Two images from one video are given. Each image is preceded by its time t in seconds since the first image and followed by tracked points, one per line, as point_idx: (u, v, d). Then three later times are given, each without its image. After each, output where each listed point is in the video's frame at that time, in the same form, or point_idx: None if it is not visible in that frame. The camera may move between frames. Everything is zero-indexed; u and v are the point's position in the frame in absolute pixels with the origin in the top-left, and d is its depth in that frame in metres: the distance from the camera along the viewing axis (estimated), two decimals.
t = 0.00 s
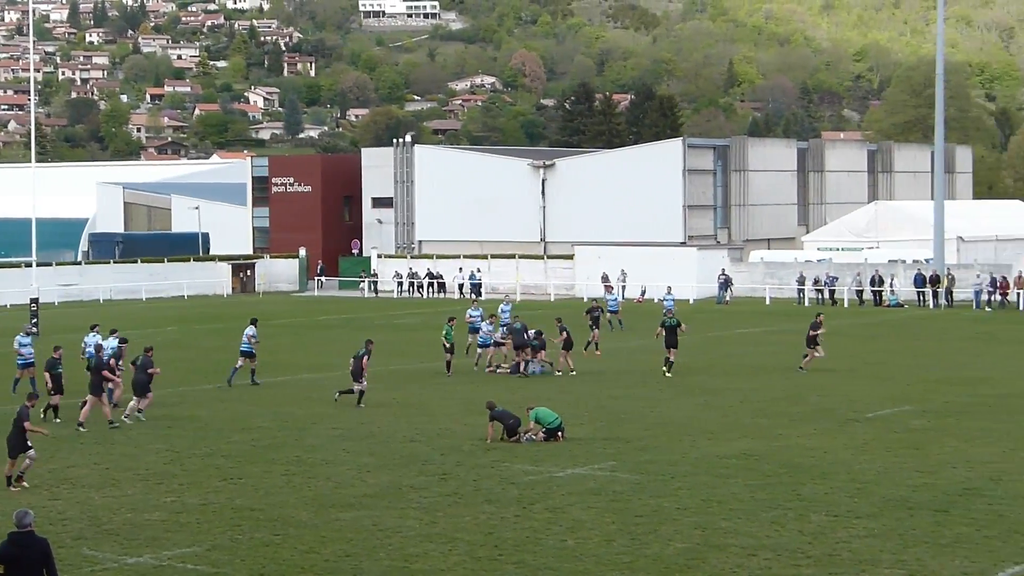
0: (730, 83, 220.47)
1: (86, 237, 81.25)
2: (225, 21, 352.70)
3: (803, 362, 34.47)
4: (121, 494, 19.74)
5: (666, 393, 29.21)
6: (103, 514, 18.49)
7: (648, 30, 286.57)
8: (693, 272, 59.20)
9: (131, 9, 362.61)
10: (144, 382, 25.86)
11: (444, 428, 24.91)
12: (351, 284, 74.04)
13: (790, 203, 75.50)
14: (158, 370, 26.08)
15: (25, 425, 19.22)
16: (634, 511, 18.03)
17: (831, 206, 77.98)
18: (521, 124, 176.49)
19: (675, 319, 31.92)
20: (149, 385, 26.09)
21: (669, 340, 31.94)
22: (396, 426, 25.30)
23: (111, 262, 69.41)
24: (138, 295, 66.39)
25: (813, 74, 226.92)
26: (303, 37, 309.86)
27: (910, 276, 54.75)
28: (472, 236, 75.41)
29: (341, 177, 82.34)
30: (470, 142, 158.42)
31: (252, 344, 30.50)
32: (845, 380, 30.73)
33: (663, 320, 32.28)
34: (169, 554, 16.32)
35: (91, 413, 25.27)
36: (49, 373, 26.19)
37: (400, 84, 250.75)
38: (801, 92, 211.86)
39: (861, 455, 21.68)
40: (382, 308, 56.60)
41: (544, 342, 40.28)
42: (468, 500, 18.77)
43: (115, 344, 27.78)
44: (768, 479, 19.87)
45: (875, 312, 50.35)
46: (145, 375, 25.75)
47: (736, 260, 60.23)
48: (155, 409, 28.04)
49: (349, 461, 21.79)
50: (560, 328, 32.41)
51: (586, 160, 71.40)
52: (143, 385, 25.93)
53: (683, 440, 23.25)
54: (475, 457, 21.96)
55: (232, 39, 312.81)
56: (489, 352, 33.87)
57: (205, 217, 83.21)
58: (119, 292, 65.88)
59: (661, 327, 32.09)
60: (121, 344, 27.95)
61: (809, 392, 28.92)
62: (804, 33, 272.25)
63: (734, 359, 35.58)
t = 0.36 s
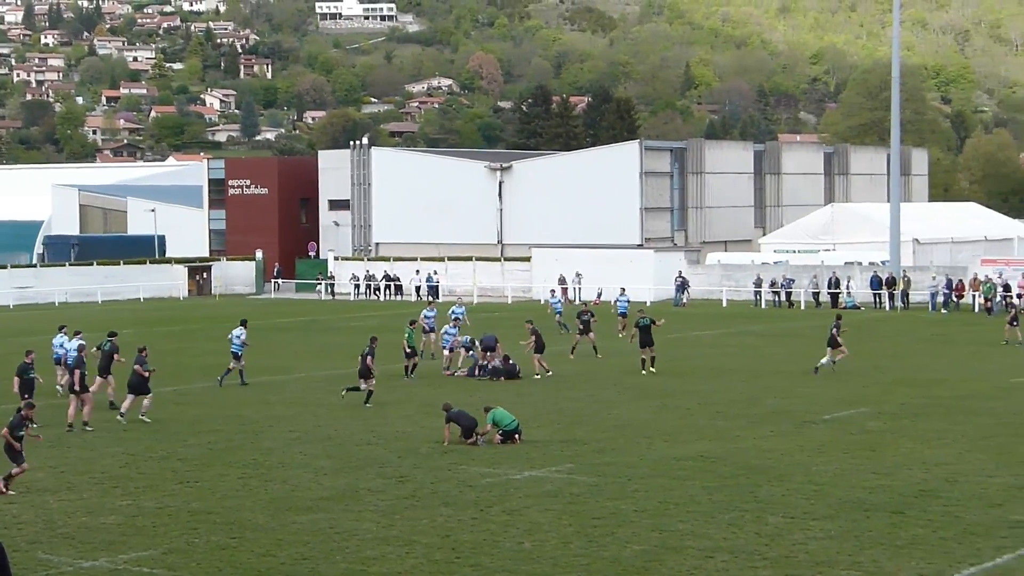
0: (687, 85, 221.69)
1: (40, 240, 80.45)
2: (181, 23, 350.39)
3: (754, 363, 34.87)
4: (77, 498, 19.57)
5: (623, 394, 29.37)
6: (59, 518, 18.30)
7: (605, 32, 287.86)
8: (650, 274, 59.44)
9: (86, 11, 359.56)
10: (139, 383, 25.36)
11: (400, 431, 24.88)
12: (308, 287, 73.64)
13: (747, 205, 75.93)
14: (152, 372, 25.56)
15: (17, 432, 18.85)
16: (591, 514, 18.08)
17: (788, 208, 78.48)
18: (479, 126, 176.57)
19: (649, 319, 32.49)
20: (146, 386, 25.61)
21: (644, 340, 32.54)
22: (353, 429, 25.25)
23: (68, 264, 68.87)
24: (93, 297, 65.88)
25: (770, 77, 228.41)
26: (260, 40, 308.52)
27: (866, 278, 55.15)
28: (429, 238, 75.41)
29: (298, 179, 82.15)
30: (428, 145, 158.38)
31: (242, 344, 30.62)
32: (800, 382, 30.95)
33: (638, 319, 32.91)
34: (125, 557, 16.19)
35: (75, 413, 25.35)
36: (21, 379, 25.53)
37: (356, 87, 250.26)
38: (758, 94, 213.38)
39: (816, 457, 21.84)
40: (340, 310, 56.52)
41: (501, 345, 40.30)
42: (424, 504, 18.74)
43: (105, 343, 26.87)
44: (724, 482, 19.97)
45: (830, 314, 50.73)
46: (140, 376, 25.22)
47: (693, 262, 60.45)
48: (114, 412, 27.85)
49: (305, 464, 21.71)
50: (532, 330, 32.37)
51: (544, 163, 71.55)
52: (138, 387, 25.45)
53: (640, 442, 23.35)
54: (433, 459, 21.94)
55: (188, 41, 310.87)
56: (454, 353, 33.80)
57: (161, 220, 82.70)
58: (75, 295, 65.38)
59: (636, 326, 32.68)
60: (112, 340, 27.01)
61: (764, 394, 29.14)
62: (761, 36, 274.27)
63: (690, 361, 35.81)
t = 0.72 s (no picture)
0: (657, 88, 222.60)
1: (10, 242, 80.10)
2: (151, 25, 348.90)
3: (725, 367, 35.00)
4: (46, 500, 19.44)
5: (593, 397, 29.43)
6: (28, 520, 18.18)
7: (576, 35, 288.90)
8: (620, 278, 59.48)
9: (55, 13, 357.52)
10: (152, 381, 25.75)
11: (369, 433, 24.85)
12: (277, 289, 73.43)
13: (716, 209, 76.11)
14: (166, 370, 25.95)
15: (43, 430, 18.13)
16: (561, 516, 18.13)
17: (758, 212, 78.67)
18: (449, 129, 176.60)
19: (632, 321, 33.08)
20: (157, 386, 26.05)
21: (627, 342, 33.11)
22: (323, 431, 25.20)
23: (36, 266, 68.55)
24: (63, 299, 65.72)
25: (740, 80, 229.49)
26: (230, 42, 307.62)
27: (836, 282, 55.42)
28: (400, 241, 75.37)
29: (268, 181, 81.95)
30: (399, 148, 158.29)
31: (245, 345, 30.93)
32: (768, 386, 31.11)
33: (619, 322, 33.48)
34: (95, 559, 16.10)
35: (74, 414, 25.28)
36: (13, 378, 24.87)
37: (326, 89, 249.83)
38: (727, 97, 214.47)
39: (785, 460, 21.96)
40: (310, 312, 56.48)
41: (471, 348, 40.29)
42: (393, 506, 18.75)
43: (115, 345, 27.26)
44: (693, 485, 20.04)
45: (799, 317, 50.95)
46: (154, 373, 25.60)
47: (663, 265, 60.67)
48: (84, 414, 27.64)
49: (275, 466, 21.66)
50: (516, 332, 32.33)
51: (513, 165, 71.61)
52: (152, 385, 25.88)
53: (609, 444, 23.43)
54: (402, 462, 21.91)
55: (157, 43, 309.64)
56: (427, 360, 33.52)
57: (131, 222, 82.38)
58: (44, 296, 65.12)
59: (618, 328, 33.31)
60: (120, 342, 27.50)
61: (733, 397, 29.27)
62: (731, 39, 275.76)
63: (660, 363, 35.97)
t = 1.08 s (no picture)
0: (639, 92, 223.11)
1: None
2: (134, 28, 348.16)
3: (708, 370, 35.05)
4: (28, 502, 19.42)
5: (575, 400, 29.46)
6: (8, 522, 18.16)
7: (558, 39, 289.44)
8: (602, 280, 59.67)
9: (38, 16, 356.35)
10: (176, 383, 26.10)
11: (351, 435, 24.83)
12: (259, 292, 73.26)
13: (698, 212, 76.19)
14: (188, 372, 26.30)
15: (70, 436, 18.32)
16: (542, 519, 18.16)
17: (740, 214, 78.76)
18: (431, 132, 176.65)
19: (616, 321, 33.58)
20: (181, 387, 26.33)
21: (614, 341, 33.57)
22: (305, 434, 25.19)
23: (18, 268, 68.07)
24: (45, 301, 65.34)
25: (722, 82, 230.12)
26: (212, 45, 307.33)
27: (818, 285, 55.59)
28: (383, 244, 75.33)
29: (250, 184, 81.88)
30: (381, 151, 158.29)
31: (260, 345, 31.55)
32: (749, 389, 31.18)
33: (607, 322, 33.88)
34: (77, 562, 16.09)
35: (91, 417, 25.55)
36: (16, 382, 25.49)
37: (308, 91, 249.67)
38: (710, 100, 215.08)
39: (767, 463, 22.02)
40: (292, 315, 56.41)
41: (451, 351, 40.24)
42: (374, 509, 18.74)
43: (140, 345, 27.28)
44: (676, 487, 20.09)
45: (780, 320, 51.11)
46: (176, 376, 25.98)
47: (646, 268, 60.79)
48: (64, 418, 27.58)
49: (256, 469, 21.63)
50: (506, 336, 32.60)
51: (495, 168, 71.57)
52: (175, 387, 26.16)
53: (592, 447, 23.44)
54: (384, 465, 21.89)
55: (140, 45, 308.90)
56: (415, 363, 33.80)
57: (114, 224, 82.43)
58: (27, 299, 64.55)
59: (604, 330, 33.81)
60: (144, 342, 27.63)
61: (715, 399, 29.34)
62: (713, 42, 276.60)
63: (643, 366, 36.01)
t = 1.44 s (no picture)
0: (635, 96, 223.45)
1: None
2: (130, 31, 348.10)
3: (704, 374, 35.03)
4: (23, 504, 19.40)
5: (569, 403, 29.47)
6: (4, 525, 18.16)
7: (554, 42, 289.97)
8: (598, 284, 59.58)
9: (34, 19, 356.18)
10: (213, 383, 26.18)
11: (347, 438, 24.85)
12: (255, 295, 73.23)
13: (694, 216, 76.24)
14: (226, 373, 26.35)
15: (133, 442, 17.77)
16: (537, 524, 18.15)
17: (735, 218, 78.81)
18: (427, 135, 176.68)
19: (613, 324, 34.13)
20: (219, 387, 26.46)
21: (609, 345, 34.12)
22: (301, 437, 25.21)
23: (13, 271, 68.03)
24: (41, 305, 65.22)
25: (718, 86, 230.46)
26: (208, 48, 307.47)
27: (813, 289, 55.59)
28: (379, 247, 75.36)
29: (246, 187, 81.91)
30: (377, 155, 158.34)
31: (285, 349, 31.65)
32: (744, 393, 31.22)
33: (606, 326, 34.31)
34: (72, 565, 16.07)
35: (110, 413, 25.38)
36: (30, 386, 25.23)
37: (304, 94, 249.85)
38: (705, 104, 215.42)
39: (763, 468, 22.02)
40: (288, 318, 56.37)
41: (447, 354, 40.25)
42: (369, 512, 18.72)
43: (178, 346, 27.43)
44: (671, 492, 20.12)
45: (774, 325, 51.21)
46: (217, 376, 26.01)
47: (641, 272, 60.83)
48: (60, 421, 27.63)
49: (251, 472, 21.58)
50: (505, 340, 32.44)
51: (491, 172, 71.60)
52: (212, 387, 26.27)
53: (586, 451, 23.46)
54: (378, 468, 21.90)
55: (136, 49, 308.91)
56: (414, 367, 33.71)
57: (110, 227, 82.40)
58: (22, 301, 64.52)
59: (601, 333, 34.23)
60: (181, 345, 27.65)
61: (710, 404, 29.32)
62: (709, 46, 277.19)
63: (637, 369, 36.03)
